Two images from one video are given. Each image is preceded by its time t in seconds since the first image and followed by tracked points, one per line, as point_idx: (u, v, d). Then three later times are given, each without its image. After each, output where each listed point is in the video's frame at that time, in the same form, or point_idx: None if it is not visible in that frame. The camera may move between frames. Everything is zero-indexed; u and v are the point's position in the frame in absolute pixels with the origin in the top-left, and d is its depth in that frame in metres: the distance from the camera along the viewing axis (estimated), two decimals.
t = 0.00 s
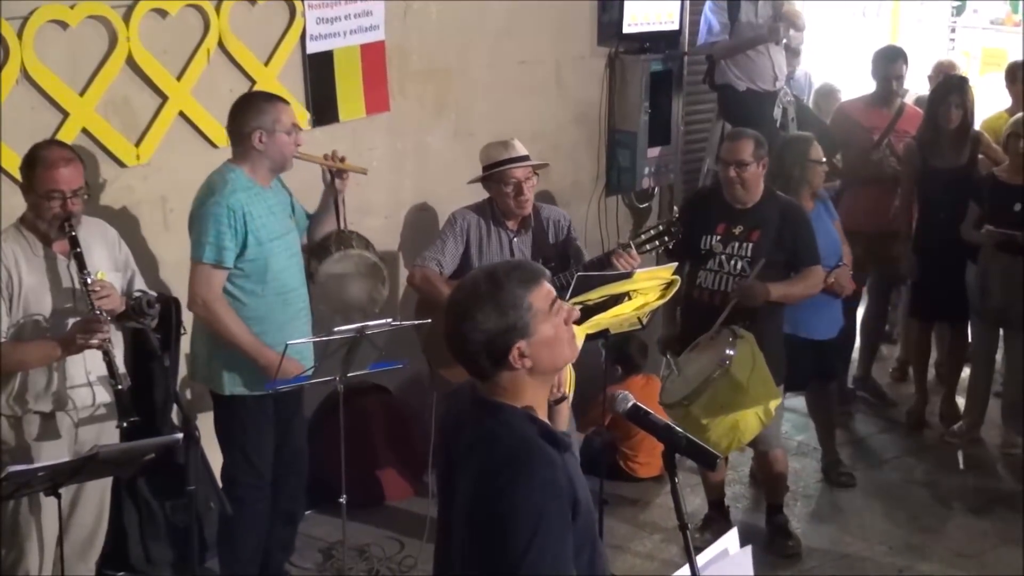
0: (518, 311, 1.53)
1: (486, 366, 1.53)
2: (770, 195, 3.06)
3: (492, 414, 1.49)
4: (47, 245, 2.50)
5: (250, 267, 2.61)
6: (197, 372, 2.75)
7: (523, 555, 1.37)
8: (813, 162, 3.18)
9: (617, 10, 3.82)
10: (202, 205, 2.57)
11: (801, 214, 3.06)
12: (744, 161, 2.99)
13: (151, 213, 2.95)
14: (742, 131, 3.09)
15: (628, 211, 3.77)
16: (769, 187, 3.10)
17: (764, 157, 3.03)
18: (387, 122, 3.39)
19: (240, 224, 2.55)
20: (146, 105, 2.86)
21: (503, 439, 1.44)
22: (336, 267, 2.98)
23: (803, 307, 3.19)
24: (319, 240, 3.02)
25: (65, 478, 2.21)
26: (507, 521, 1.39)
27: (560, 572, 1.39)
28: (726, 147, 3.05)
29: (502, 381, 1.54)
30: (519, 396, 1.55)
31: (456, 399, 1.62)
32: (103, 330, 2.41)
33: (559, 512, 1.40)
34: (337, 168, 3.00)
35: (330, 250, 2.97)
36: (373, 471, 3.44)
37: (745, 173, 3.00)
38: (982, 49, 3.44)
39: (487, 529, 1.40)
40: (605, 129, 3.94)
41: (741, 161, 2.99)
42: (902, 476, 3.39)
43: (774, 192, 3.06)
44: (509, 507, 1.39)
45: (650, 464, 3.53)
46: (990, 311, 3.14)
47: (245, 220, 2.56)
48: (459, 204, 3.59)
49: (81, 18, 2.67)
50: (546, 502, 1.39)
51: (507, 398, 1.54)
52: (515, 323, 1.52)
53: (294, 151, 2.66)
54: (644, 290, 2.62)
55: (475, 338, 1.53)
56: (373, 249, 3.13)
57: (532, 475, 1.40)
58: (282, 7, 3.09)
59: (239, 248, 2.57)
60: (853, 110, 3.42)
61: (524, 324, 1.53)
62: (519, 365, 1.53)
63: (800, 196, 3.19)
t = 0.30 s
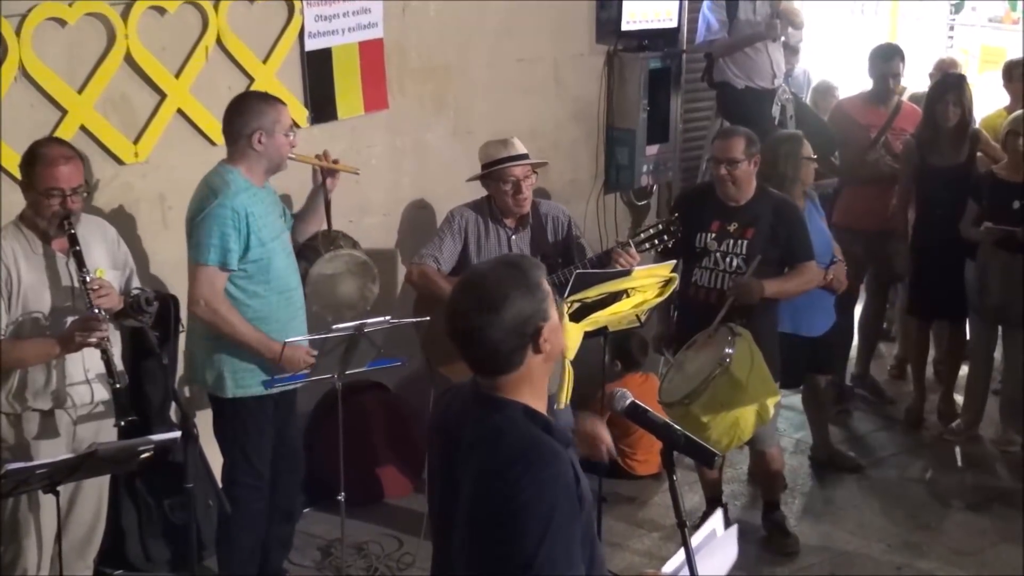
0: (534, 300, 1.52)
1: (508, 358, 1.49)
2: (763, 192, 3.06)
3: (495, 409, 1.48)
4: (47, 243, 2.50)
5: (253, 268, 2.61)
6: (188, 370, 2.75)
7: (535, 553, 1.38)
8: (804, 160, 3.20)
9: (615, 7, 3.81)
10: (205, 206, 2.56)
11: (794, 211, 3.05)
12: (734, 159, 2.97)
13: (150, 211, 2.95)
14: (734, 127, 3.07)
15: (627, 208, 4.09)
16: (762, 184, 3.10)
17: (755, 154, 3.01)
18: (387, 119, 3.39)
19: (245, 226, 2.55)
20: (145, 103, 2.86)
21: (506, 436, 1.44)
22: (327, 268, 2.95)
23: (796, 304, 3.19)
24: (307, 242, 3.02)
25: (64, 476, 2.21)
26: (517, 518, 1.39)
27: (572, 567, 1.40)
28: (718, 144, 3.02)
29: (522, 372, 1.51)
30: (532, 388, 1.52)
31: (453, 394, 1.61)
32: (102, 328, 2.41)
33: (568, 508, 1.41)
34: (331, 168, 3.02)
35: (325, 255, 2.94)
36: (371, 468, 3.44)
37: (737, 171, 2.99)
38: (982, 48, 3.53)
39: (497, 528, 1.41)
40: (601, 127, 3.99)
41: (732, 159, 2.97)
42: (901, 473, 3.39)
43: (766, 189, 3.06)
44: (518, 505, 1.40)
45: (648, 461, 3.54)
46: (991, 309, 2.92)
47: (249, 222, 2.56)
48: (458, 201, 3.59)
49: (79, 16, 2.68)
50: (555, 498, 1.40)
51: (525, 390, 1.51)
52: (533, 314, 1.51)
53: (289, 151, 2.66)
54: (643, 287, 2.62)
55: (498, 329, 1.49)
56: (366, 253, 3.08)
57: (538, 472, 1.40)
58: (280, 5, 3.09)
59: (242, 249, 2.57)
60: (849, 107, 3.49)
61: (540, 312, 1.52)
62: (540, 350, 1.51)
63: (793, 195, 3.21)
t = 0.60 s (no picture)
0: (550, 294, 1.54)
1: (522, 347, 1.49)
2: (758, 190, 3.07)
3: (496, 403, 1.48)
4: (46, 242, 2.50)
5: (257, 268, 2.61)
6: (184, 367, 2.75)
7: (538, 549, 1.38)
8: (816, 158, 3.20)
9: (615, 5, 3.85)
10: (210, 207, 2.56)
11: (792, 208, 3.06)
12: (730, 158, 2.99)
13: (149, 209, 2.95)
14: (727, 127, 3.09)
15: (625, 206, 4.01)
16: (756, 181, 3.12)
17: (750, 152, 3.03)
18: (385, 118, 3.39)
19: (251, 226, 2.56)
20: (143, 102, 2.86)
21: (507, 431, 1.44)
22: (325, 262, 2.95)
23: (798, 300, 3.23)
24: (306, 234, 3.02)
25: (61, 475, 2.22)
26: (519, 513, 1.40)
27: (575, 563, 1.40)
28: (712, 143, 3.04)
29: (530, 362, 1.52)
30: (536, 381, 1.53)
31: (451, 390, 1.61)
32: (101, 326, 2.42)
33: (570, 503, 1.41)
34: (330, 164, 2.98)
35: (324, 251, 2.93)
36: (370, 467, 3.43)
37: (733, 170, 3.01)
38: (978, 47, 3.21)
39: (500, 525, 1.42)
40: (600, 126, 3.98)
41: (727, 158, 2.99)
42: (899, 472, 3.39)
43: (760, 185, 3.08)
44: (520, 501, 1.40)
45: (647, 460, 3.53)
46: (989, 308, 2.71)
47: (254, 222, 2.57)
48: (456, 200, 3.59)
49: (77, 14, 2.68)
50: (557, 493, 1.40)
51: (530, 380, 1.52)
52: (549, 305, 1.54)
53: (290, 149, 2.65)
54: (641, 286, 2.63)
55: (519, 315, 1.49)
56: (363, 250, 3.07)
57: (540, 467, 1.41)
58: (279, 4, 3.09)
59: (249, 249, 2.58)
60: (845, 105, 3.56)
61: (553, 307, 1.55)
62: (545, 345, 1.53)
63: (803, 193, 3.21)
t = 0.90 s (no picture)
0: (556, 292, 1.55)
1: (521, 339, 1.51)
2: (762, 187, 3.07)
3: (486, 400, 1.50)
4: (45, 240, 2.50)
5: (261, 268, 2.62)
6: (188, 364, 2.75)
7: (537, 544, 1.41)
8: (832, 154, 3.20)
9: (614, 5, 3.82)
10: (214, 206, 2.56)
11: (794, 203, 3.05)
12: (734, 156, 2.99)
13: (148, 208, 2.96)
14: (731, 126, 3.10)
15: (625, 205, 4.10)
16: (760, 180, 3.13)
17: (755, 150, 3.04)
18: (384, 117, 3.39)
19: (256, 226, 2.56)
20: (143, 100, 2.87)
21: (501, 428, 1.46)
22: (332, 262, 2.93)
23: (810, 297, 3.24)
24: (311, 235, 3.03)
25: (62, 474, 2.22)
26: (518, 508, 1.42)
27: (573, 556, 1.43)
28: (715, 142, 3.05)
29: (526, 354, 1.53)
30: (530, 375, 1.54)
31: (443, 389, 1.62)
32: (99, 325, 2.42)
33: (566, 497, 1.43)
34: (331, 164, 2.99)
35: (328, 252, 2.92)
36: (369, 466, 3.43)
37: (737, 169, 3.01)
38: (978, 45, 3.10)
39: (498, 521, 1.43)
40: (599, 125, 3.98)
41: (731, 157, 3.00)
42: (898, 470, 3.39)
43: (765, 183, 3.08)
44: (518, 496, 1.42)
45: (647, 459, 3.52)
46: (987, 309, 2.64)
47: (259, 222, 2.58)
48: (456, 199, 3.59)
49: (77, 13, 2.68)
50: (553, 488, 1.42)
51: (524, 374, 1.53)
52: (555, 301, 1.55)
53: (293, 150, 2.66)
54: (640, 285, 2.64)
55: (521, 307, 1.50)
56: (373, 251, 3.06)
57: (536, 462, 1.43)
58: (279, 3, 3.09)
59: (253, 249, 2.58)
60: (845, 105, 3.56)
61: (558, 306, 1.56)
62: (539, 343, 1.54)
63: (817, 189, 3.23)
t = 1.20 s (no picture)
0: (563, 289, 1.60)
1: (525, 330, 1.56)
2: (781, 186, 3.10)
3: (488, 392, 1.54)
4: (49, 239, 2.49)
5: (266, 271, 2.62)
6: (192, 369, 2.75)
7: (528, 534, 1.45)
8: (843, 153, 3.22)
9: (617, 5, 3.84)
10: (221, 206, 2.56)
11: (814, 206, 3.07)
12: (752, 156, 3.02)
13: (152, 208, 2.96)
14: (750, 124, 3.13)
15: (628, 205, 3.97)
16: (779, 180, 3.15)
17: (774, 149, 3.05)
18: (387, 116, 3.40)
19: (262, 230, 2.57)
20: (148, 101, 2.87)
21: (497, 420, 1.50)
22: (337, 266, 2.94)
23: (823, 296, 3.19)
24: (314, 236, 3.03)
25: (67, 472, 2.22)
26: (510, 498, 1.46)
27: (564, 548, 1.46)
28: (734, 142, 3.07)
29: (528, 347, 1.57)
30: (531, 369, 1.58)
31: (448, 383, 1.66)
32: (103, 321, 2.42)
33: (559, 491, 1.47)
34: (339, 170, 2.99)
35: (336, 257, 2.92)
36: (372, 466, 3.43)
37: (756, 168, 3.04)
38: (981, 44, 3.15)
39: (490, 513, 1.48)
40: (602, 124, 3.99)
41: (750, 157, 3.02)
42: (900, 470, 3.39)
43: (784, 183, 3.11)
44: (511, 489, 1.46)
45: (651, 458, 3.53)
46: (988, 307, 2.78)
47: (266, 226, 2.58)
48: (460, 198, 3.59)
49: (81, 13, 2.68)
50: (545, 480, 1.46)
51: (524, 367, 1.57)
52: (561, 298, 1.60)
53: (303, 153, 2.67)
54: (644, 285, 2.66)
55: (525, 299, 1.56)
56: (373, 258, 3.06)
57: (528, 455, 1.46)
58: (282, 3, 3.10)
59: (259, 252, 2.59)
60: (850, 105, 3.51)
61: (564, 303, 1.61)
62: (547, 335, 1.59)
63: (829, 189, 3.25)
